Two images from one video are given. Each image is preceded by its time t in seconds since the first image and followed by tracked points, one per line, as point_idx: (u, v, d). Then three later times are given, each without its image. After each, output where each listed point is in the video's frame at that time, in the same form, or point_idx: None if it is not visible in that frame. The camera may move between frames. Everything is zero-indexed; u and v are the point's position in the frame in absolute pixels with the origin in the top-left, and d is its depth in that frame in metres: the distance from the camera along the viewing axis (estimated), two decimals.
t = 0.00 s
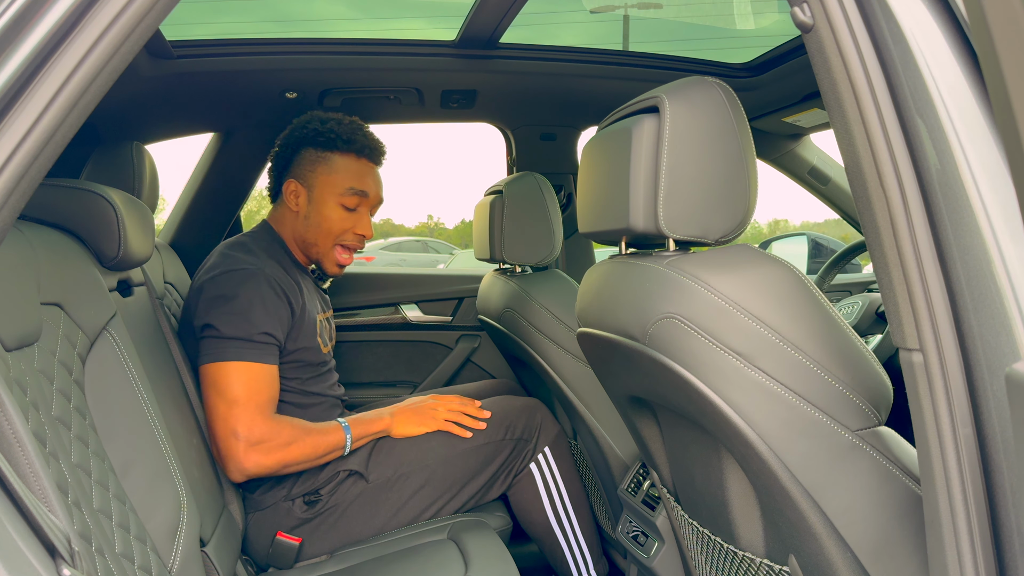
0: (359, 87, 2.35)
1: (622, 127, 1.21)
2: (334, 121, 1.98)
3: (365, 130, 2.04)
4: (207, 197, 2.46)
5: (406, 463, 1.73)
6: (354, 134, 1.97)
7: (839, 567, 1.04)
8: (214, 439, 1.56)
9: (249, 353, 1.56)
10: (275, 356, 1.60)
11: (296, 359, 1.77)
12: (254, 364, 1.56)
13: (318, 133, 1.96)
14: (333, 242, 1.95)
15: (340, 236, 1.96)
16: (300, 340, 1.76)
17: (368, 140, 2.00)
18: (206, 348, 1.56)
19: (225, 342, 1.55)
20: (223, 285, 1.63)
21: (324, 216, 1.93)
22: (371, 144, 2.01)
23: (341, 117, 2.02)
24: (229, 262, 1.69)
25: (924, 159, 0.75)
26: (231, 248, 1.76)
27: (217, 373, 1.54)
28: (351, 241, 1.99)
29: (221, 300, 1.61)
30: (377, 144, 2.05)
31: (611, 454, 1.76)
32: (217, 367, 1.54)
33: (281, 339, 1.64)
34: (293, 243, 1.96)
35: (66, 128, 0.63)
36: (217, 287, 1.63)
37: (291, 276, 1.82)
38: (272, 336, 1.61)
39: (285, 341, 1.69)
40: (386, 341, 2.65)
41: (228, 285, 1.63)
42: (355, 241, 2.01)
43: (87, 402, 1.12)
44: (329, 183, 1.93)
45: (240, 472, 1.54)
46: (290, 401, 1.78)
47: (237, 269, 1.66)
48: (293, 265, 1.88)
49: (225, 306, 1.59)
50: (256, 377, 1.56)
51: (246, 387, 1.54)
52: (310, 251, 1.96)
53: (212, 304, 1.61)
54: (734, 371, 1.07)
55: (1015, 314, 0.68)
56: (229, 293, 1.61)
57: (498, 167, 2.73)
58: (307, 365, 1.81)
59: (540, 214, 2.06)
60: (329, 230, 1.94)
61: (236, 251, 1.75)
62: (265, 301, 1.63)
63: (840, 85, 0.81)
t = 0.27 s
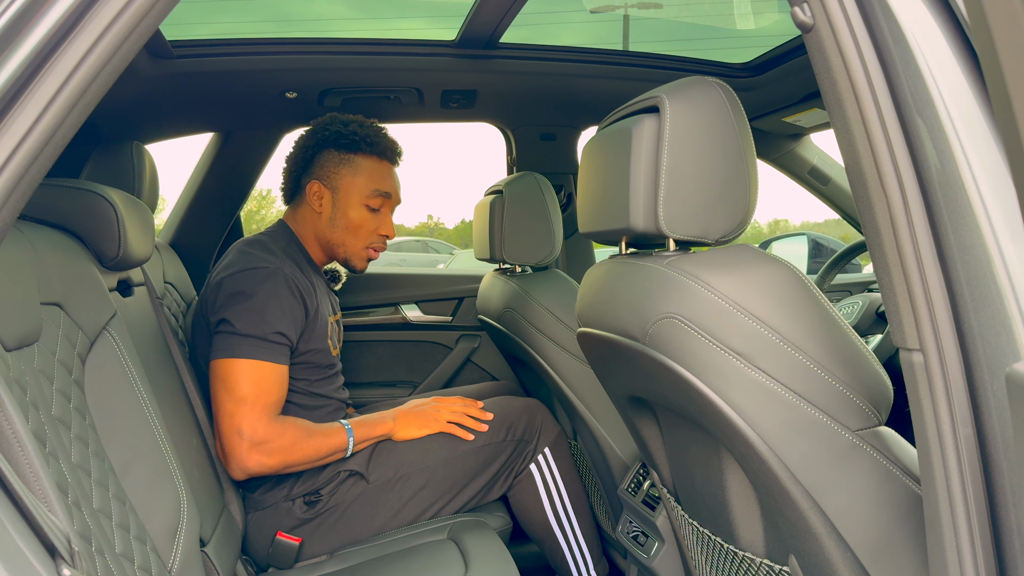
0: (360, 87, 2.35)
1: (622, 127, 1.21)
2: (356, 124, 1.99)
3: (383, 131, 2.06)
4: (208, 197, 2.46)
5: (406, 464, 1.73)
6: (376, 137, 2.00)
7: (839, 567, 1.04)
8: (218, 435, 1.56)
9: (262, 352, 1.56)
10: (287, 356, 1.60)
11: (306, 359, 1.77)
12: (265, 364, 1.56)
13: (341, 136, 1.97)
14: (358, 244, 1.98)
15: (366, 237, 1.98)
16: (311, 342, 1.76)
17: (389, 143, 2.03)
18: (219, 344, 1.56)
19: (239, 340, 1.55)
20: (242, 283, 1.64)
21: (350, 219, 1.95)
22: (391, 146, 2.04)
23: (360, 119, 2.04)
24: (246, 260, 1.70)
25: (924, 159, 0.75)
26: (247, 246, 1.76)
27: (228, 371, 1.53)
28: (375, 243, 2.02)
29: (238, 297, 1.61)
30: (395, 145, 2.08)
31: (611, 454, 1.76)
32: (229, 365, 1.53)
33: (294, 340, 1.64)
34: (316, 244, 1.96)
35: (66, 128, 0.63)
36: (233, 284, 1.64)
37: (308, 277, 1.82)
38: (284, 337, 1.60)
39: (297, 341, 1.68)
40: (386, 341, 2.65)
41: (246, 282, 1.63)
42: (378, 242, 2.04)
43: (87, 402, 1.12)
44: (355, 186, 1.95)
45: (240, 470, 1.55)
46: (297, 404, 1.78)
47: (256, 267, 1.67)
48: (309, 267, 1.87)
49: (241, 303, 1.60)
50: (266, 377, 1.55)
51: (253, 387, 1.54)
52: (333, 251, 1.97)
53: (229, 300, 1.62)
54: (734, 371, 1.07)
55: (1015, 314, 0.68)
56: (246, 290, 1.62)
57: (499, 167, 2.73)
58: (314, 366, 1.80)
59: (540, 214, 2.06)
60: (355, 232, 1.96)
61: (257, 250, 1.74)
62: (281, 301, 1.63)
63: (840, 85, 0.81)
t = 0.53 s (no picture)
0: (360, 87, 2.35)
1: (622, 127, 1.21)
2: (332, 113, 1.99)
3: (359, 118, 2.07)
4: (208, 197, 2.46)
5: (406, 465, 1.73)
6: (354, 123, 2.00)
7: (839, 567, 1.04)
8: (216, 440, 1.56)
9: (255, 355, 1.56)
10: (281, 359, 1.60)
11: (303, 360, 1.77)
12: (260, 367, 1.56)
13: (319, 127, 1.97)
14: (349, 235, 1.98)
15: (356, 227, 1.99)
16: (305, 342, 1.76)
17: (367, 129, 2.04)
18: (213, 349, 1.56)
19: (232, 343, 1.56)
20: (235, 285, 1.63)
21: (337, 210, 1.95)
22: (369, 132, 2.05)
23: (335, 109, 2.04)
24: (236, 262, 1.69)
25: (924, 159, 0.75)
26: (237, 246, 1.76)
27: (223, 374, 1.54)
28: (366, 231, 2.02)
29: (230, 301, 1.61)
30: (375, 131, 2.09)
31: (611, 454, 1.76)
32: (223, 369, 1.54)
33: (288, 341, 1.65)
34: (307, 240, 1.96)
35: (66, 128, 0.63)
36: (226, 287, 1.64)
37: (299, 276, 1.82)
38: (278, 339, 1.61)
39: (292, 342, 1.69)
40: (386, 341, 2.65)
41: (240, 284, 1.63)
42: (370, 231, 2.05)
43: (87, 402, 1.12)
44: (339, 176, 1.95)
45: (241, 474, 1.55)
46: (294, 404, 1.79)
47: (248, 269, 1.67)
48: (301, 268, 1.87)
49: (235, 306, 1.60)
50: (259, 380, 1.56)
51: (246, 391, 1.54)
52: (326, 245, 1.97)
53: (223, 302, 1.62)
54: (734, 371, 1.07)
55: (1014, 314, 0.68)
56: (239, 293, 1.62)
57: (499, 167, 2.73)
58: (311, 366, 1.81)
59: (540, 214, 2.06)
60: (344, 223, 1.96)
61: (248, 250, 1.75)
62: (274, 303, 1.63)
63: (840, 85, 0.81)
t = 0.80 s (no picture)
0: (359, 87, 2.35)
1: (622, 127, 1.21)
2: (306, 118, 1.98)
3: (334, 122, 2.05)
4: (207, 197, 2.46)
5: (406, 465, 1.73)
6: (327, 129, 1.99)
7: (839, 567, 1.04)
8: (213, 445, 1.56)
9: (237, 357, 1.57)
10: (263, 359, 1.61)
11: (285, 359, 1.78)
12: (245, 369, 1.57)
13: (290, 132, 1.97)
14: (312, 239, 1.98)
15: (320, 231, 1.98)
16: (286, 339, 1.77)
17: (341, 134, 2.02)
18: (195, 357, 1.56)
19: (214, 349, 1.56)
20: (205, 292, 1.64)
21: (303, 214, 1.95)
22: (343, 137, 2.04)
23: (311, 112, 2.03)
24: (205, 270, 1.69)
25: (924, 159, 0.75)
26: (206, 254, 1.77)
27: (209, 381, 1.54)
28: (331, 236, 2.02)
29: (204, 308, 1.61)
30: (348, 136, 2.06)
31: (611, 454, 1.76)
32: (208, 376, 1.54)
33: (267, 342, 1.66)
34: (271, 241, 1.96)
35: (65, 128, 0.63)
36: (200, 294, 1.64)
37: (269, 276, 1.83)
38: (257, 339, 1.62)
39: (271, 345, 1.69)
40: (386, 341, 2.65)
41: (209, 290, 1.64)
42: (335, 236, 2.04)
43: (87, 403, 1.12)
44: (306, 180, 1.95)
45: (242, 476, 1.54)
46: (283, 402, 1.79)
47: (215, 275, 1.67)
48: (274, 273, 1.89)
49: (211, 313, 1.59)
50: (247, 382, 1.56)
51: (237, 393, 1.54)
52: (288, 247, 1.98)
53: (196, 311, 1.62)
54: (734, 370, 1.07)
55: (1015, 315, 0.68)
56: (212, 298, 1.62)
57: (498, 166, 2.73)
58: (297, 363, 1.82)
59: (540, 214, 2.06)
60: (308, 227, 1.96)
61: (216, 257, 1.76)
62: (247, 303, 1.64)
63: (840, 85, 0.81)
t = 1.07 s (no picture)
0: (359, 87, 2.35)
1: (621, 127, 1.21)
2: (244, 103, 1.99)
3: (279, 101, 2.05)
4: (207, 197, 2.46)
5: (407, 466, 1.73)
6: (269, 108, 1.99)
7: (839, 567, 1.04)
8: (213, 440, 1.56)
9: (230, 351, 1.56)
10: (257, 351, 1.60)
11: (278, 353, 1.78)
12: (240, 362, 1.56)
13: (233, 120, 1.98)
14: (277, 220, 1.98)
15: (282, 211, 1.98)
16: (278, 332, 1.78)
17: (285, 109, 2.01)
18: (191, 355, 1.55)
19: (206, 345, 1.55)
20: (193, 290, 1.64)
21: (259, 197, 1.96)
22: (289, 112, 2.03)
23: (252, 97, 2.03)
24: (190, 269, 1.70)
25: (924, 159, 0.75)
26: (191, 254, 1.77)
27: (205, 378, 1.54)
28: (295, 215, 2.02)
29: (193, 305, 1.61)
30: (297, 114, 2.07)
31: (611, 454, 1.76)
32: (203, 372, 1.53)
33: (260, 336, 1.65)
34: (239, 232, 1.97)
35: (65, 129, 0.63)
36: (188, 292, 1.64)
37: (254, 273, 1.84)
38: (250, 332, 1.61)
39: (263, 338, 1.70)
40: (386, 341, 2.65)
41: (197, 288, 1.63)
42: (301, 214, 2.04)
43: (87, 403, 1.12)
44: (256, 163, 1.96)
45: (246, 472, 1.54)
46: (281, 399, 1.79)
47: (199, 273, 1.67)
48: (248, 262, 1.89)
49: (199, 310, 1.59)
50: (244, 377, 1.56)
51: (236, 388, 1.54)
52: (257, 235, 1.99)
53: (186, 310, 1.61)
54: (734, 370, 1.07)
55: (1015, 315, 0.68)
56: (201, 295, 1.62)
57: (498, 167, 2.73)
58: (290, 356, 1.82)
59: (540, 214, 2.06)
60: (269, 210, 1.96)
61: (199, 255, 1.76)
62: (236, 297, 1.64)
63: (840, 86, 0.81)
